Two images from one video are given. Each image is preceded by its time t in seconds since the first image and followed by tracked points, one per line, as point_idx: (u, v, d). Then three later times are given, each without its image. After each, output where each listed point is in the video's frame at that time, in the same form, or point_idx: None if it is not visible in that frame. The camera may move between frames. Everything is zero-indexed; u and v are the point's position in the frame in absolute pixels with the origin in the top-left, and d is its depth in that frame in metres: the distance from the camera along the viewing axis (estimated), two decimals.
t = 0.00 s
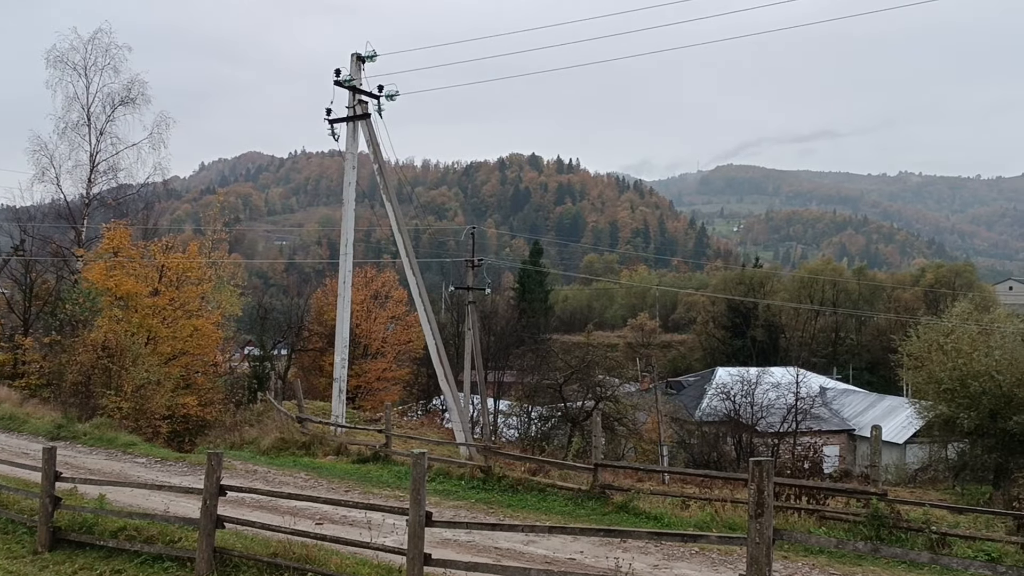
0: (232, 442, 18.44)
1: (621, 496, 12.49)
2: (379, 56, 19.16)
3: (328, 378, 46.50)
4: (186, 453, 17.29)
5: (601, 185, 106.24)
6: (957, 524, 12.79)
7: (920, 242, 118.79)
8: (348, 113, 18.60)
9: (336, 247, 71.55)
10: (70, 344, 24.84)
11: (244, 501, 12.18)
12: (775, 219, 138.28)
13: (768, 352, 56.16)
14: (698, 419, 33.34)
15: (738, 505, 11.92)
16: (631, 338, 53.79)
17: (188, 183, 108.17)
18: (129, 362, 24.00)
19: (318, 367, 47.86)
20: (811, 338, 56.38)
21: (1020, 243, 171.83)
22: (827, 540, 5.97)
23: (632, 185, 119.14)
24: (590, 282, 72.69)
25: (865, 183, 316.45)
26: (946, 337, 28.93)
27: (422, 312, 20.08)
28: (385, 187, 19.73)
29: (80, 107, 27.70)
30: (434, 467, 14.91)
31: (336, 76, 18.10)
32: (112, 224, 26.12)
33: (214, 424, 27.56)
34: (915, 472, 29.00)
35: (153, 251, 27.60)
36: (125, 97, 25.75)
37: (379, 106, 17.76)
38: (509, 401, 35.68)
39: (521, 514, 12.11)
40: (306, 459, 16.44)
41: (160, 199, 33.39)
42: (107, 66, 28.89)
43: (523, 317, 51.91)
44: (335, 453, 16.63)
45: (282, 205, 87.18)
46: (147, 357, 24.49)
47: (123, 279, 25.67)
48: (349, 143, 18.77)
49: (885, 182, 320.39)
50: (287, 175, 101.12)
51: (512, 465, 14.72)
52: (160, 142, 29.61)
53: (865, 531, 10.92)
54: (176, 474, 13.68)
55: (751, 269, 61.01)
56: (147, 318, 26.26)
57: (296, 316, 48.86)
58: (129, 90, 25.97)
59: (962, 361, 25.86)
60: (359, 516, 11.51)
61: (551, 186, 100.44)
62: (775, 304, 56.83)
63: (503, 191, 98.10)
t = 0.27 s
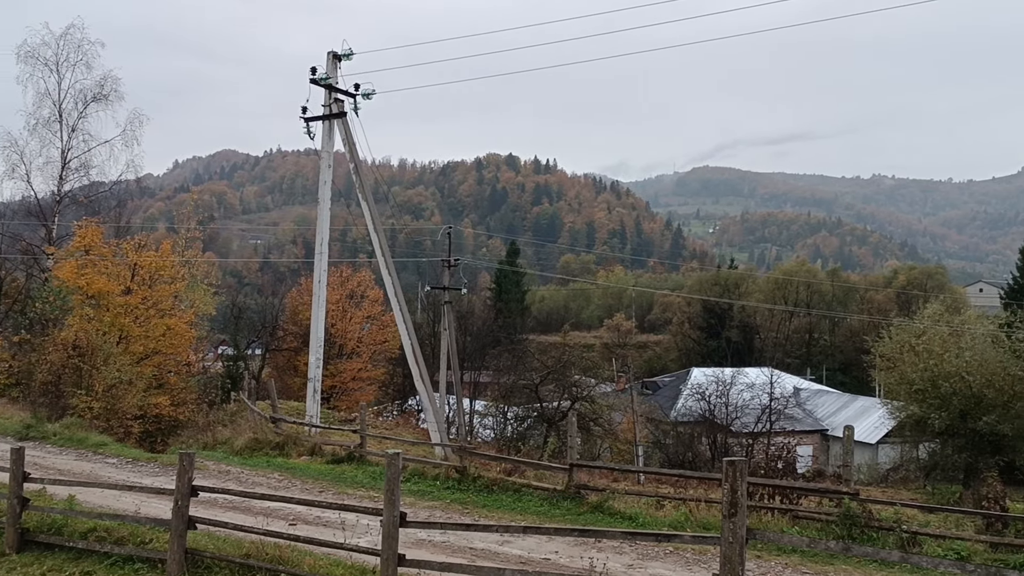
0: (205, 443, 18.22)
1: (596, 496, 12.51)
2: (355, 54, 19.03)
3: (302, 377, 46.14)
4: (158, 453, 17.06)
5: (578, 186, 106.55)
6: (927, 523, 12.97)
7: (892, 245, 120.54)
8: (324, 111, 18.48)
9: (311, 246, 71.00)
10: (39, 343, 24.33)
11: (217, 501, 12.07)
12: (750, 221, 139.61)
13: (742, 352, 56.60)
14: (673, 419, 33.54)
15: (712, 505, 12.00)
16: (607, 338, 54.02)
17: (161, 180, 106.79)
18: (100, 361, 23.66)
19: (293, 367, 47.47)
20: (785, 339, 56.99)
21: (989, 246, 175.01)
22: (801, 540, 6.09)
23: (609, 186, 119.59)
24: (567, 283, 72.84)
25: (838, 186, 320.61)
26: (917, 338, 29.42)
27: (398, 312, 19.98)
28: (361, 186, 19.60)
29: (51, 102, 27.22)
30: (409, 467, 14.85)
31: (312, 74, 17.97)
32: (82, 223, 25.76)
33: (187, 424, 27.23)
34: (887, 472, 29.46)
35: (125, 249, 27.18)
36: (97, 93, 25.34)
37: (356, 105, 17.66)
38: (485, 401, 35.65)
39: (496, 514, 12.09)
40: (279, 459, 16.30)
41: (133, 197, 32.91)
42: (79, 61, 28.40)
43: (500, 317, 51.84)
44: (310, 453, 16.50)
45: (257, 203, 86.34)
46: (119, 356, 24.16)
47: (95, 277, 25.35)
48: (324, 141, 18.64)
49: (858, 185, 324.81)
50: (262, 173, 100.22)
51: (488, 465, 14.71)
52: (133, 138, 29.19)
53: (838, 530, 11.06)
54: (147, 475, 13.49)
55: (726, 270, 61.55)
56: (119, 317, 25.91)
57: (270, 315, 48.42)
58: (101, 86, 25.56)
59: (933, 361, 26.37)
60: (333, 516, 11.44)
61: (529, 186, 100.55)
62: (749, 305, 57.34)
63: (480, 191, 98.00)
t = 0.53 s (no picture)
0: (178, 444, 18.02)
1: (572, 496, 12.55)
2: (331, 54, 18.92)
3: (278, 378, 45.76)
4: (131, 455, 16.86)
5: (555, 187, 106.75)
6: (898, 522, 13.17)
7: (865, 246, 122.14)
8: (299, 111, 18.35)
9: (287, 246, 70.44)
10: (5, 344, 23.53)
11: (191, 503, 11.95)
12: (727, 222, 140.80)
13: (718, 353, 56.99)
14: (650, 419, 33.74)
15: (687, 505, 12.10)
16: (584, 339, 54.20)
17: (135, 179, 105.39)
18: (72, 362, 23.28)
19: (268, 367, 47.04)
20: (760, 339, 57.57)
21: (960, 248, 177.91)
22: (773, 540, 6.14)
23: (586, 187, 119.91)
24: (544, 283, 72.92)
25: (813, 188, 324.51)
26: (890, 338, 29.89)
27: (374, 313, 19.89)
28: (338, 186, 19.49)
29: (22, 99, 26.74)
30: (385, 469, 14.80)
31: (288, 73, 17.84)
32: (54, 223, 25.36)
33: (161, 425, 26.88)
34: (860, 471, 29.91)
35: (98, 248, 26.84)
36: (69, 91, 24.94)
37: (332, 104, 17.56)
38: (462, 401, 35.59)
39: (473, 515, 12.09)
40: (254, 460, 16.17)
41: (106, 196, 32.44)
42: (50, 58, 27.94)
43: (477, 317, 51.72)
44: (285, 454, 16.38)
45: (232, 203, 85.53)
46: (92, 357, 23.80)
47: (67, 277, 24.89)
48: (300, 141, 18.52)
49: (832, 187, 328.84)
50: (238, 172, 99.26)
51: (465, 466, 14.71)
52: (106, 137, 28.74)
53: (811, 529, 11.22)
54: (120, 477, 13.32)
55: (702, 271, 62.04)
56: (91, 318, 25.46)
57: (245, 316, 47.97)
58: (73, 84, 25.16)
59: (905, 361, 26.84)
60: (309, 518, 11.37)
61: (506, 187, 100.62)
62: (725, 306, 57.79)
63: (457, 191, 97.85)
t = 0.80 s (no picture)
0: (141, 447, 17.69)
1: (540, 497, 12.55)
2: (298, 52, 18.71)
3: (244, 380, 45.14)
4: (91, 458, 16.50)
5: (525, 188, 106.87)
6: (860, 521, 13.40)
7: (829, 247, 124.22)
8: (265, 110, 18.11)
9: (253, 246, 69.55)
10: None
11: (153, 507, 11.73)
12: (694, 224, 142.33)
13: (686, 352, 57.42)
14: (618, 419, 33.94)
15: (654, 505, 12.18)
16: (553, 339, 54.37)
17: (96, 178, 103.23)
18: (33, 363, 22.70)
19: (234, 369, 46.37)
20: (727, 339, 58.26)
21: (921, 250, 181.73)
22: (738, 539, 6.27)
23: (556, 188, 120.22)
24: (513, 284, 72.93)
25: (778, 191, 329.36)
26: (853, 338, 30.43)
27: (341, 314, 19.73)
28: (305, 186, 19.26)
29: None
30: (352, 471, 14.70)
31: (254, 72, 17.61)
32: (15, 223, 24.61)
33: (125, 427, 26.28)
34: (824, 470, 30.42)
35: (59, 248, 26.44)
36: (29, 88, 24.32)
37: (298, 103, 17.37)
38: (430, 403, 35.43)
39: (440, 517, 12.05)
40: (219, 463, 15.95)
41: (68, 195, 31.72)
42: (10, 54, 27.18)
43: (445, 318, 51.43)
44: (251, 456, 16.15)
45: (198, 202, 84.15)
46: (54, 358, 23.21)
47: (27, 277, 24.07)
48: (267, 140, 18.28)
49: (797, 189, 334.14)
50: (203, 172, 97.81)
51: (433, 467, 14.67)
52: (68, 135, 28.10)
53: (776, 528, 11.36)
54: (80, 481, 13.02)
55: (670, 272, 62.65)
56: (53, 318, 24.62)
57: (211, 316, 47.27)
58: (33, 80, 24.55)
59: (868, 361, 27.34)
60: (274, 520, 11.23)
61: (475, 187, 100.55)
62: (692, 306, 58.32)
63: (426, 192, 97.49)
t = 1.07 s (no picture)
0: (98, 453, 17.28)
1: (505, 500, 12.55)
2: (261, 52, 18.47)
3: (206, 384, 44.39)
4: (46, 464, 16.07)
5: (490, 190, 106.83)
6: (822, 521, 13.61)
7: (791, 251, 126.33)
8: (228, 111, 17.85)
9: (216, 248, 68.50)
10: None
11: (111, 514, 11.47)
12: (659, 227, 143.73)
13: (650, 356, 57.56)
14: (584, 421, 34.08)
15: (618, 507, 12.25)
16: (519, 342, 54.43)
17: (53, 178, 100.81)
18: None
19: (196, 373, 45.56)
20: (691, 341, 58.89)
21: (879, 253, 185.71)
22: (700, 541, 6.53)
23: (522, 191, 120.39)
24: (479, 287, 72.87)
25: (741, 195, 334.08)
26: (814, 340, 30.99)
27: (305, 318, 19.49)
28: (268, 188, 19.00)
29: None
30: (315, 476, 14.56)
31: (216, 72, 17.35)
32: None
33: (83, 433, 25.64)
34: (786, 470, 30.91)
35: (15, 250, 25.73)
36: None
37: (262, 105, 17.14)
38: (395, 406, 35.19)
39: (404, 521, 11.97)
40: (179, 468, 15.65)
41: (23, 195, 30.85)
42: None
43: (411, 321, 51.12)
44: (212, 461, 15.88)
45: (159, 204, 82.48)
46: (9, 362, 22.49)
47: None
48: (229, 141, 18.00)
49: (759, 193, 339.30)
50: (164, 173, 96.07)
51: (397, 472, 14.57)
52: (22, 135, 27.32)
53: (738, 530, 11.47)
54: (35, 488, 12.70)
55: (634, 275, 63.19)
56: (8, 322, 23.95)
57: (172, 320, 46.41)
58: None
59: (829, 363, 27.86)
60: (236, 526, 11.06)
61: (441, 190, 100.31)
62: (657, 309, 58.84)
63: (391, 194, 96.96)
